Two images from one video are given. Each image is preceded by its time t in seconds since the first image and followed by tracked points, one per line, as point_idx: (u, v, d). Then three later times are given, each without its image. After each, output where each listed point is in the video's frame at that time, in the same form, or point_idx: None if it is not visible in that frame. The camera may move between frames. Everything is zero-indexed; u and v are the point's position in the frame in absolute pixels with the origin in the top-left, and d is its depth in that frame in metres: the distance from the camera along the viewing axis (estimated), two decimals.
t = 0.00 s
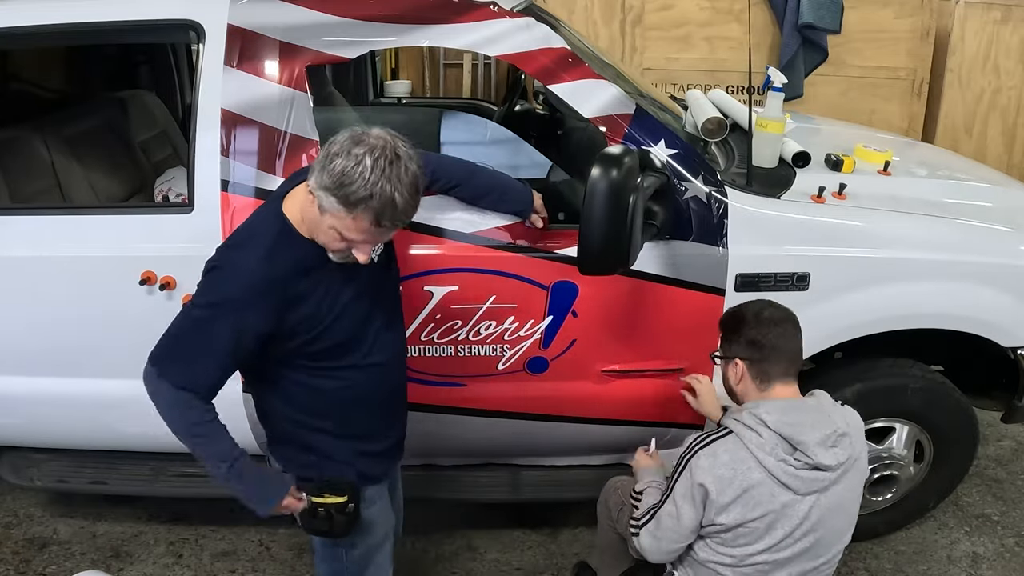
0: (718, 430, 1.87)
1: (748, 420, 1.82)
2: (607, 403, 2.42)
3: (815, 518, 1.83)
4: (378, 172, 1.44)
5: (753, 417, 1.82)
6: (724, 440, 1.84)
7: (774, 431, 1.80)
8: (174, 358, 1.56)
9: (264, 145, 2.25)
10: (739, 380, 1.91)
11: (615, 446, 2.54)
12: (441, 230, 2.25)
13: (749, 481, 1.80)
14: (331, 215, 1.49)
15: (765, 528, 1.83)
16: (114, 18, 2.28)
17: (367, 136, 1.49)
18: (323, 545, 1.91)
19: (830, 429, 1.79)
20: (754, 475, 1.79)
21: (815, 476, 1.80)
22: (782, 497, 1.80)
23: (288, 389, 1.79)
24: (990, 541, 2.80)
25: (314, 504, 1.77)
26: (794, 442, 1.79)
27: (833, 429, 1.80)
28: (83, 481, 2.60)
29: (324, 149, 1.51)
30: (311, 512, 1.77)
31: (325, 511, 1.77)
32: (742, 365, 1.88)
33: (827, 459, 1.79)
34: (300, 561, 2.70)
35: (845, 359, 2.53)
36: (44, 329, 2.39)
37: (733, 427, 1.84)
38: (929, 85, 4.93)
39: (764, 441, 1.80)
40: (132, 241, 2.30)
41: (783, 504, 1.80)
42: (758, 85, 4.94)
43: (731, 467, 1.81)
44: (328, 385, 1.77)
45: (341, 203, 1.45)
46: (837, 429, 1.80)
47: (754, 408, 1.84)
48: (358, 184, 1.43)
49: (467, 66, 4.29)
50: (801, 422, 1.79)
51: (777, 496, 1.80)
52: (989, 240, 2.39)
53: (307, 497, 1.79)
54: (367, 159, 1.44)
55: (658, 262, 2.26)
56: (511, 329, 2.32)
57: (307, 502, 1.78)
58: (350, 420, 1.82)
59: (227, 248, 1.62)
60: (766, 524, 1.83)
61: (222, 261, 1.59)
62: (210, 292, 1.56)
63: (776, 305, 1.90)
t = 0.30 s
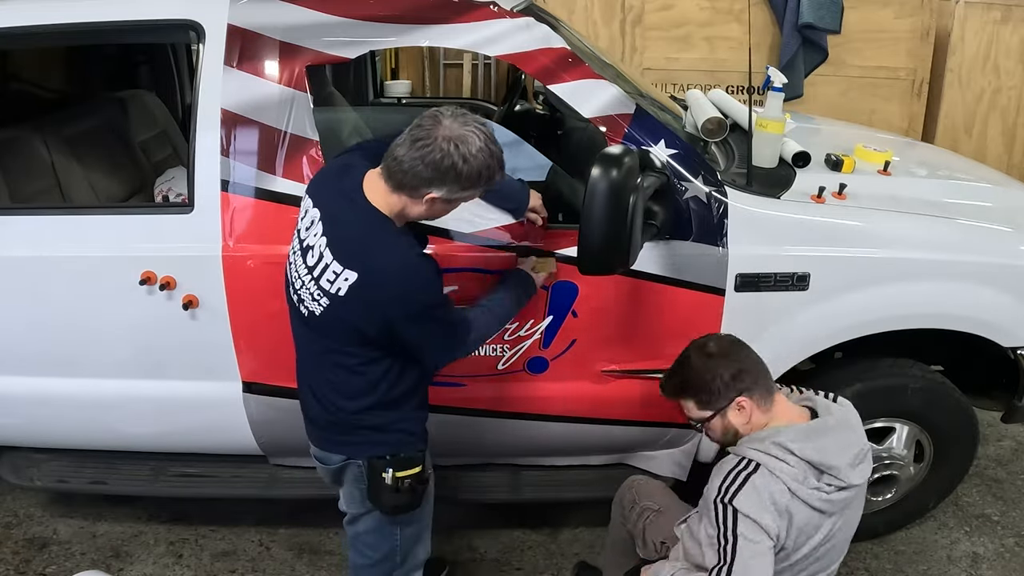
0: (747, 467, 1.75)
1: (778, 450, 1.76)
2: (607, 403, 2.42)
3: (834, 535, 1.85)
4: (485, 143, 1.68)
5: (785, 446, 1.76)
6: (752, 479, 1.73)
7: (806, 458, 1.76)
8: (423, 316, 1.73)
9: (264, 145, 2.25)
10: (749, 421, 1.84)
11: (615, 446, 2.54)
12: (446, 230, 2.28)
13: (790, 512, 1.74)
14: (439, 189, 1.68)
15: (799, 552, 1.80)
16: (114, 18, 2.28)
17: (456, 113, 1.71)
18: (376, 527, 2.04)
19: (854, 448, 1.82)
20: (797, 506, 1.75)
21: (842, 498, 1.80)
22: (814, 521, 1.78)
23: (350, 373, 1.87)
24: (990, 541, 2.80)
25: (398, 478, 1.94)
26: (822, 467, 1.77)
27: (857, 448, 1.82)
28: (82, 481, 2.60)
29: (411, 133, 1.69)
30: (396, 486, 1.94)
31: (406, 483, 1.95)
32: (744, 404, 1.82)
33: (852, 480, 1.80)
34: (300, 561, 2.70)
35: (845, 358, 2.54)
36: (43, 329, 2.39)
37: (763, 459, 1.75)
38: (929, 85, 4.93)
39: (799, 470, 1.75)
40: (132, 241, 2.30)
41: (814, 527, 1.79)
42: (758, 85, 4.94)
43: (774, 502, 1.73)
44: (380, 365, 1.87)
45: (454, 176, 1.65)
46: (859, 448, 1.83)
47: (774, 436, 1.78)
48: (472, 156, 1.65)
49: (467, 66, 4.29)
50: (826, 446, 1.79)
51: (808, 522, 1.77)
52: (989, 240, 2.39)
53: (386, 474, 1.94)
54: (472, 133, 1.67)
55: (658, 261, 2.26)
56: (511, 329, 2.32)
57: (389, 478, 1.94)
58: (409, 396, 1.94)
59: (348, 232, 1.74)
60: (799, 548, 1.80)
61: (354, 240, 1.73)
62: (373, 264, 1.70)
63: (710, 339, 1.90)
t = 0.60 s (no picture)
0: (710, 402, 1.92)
1: (739, 392, 1.87)
2: (607, 403, 2.42)
3: (801, 494, 1.80)
4: (481, 135, 1.71)
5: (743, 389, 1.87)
6: (713, 406, 1.90)
7: (761, 400, 1.83)
8: (414, 310, 1.72)
9: (264, 145, 2.25)
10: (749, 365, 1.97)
11: (615, 446, 2.54)
12: (441, 230, 2.28)
13: (730, 443, 1.83)
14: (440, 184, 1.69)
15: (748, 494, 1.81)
16: (114, 18, 2.28)
17: (446, 107, 1.72)
18: (374, 527, 2.04)
19: (817, 403, 1.81)
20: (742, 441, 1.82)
21: (800, 447, 1.79)
22: (765, 461, 1.80)
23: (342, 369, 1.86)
24: (990, 541, 2.80)
25: (394, 477, 1.94)
26: (780, 412, 1.80)
27: (821, 404, 1.81)
28: (82, 481, 2.60)
29: (406, 130, 1.68)
30: (394, 484, 1.94)
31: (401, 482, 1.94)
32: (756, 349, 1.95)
33: (811, 432, 1.79)
34: (300, 561, 2.70)
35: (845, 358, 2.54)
36: (43, 329, 2.39)
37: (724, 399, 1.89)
38: (929, 85, 4.93)
39: (752, 411, 1.82)
40: (133, 241, 2.30)
41: (762, 469, 1.80)
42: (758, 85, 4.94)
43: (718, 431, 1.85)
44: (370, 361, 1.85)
45: (455, 168, 1.67)
46: (823, 403, 1.81)
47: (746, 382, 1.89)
48: (472, 149, 1.68)
49: (467, 66, 4.29)
50: (787, 393, 1.82)
51: (760, 461, 1.80)
52: (989, 240, 2.39)
53: (383, 472, 1.94)
54: (468, 127, 1.69)
55: (658, 261, 2.26)
56: (511, 329, 2.32)
57: (387, 477, 1.93)
58: (402, 394, 1.95)
59: (341, 229, 1.73)
60: (750, 492, 1.80)
61: (347, 236, 1.72)
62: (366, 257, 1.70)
63: (803, 310, 1.97)
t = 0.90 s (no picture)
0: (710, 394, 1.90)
1: (741, 385, 1.86)
2: (607, 402, 2.42)
3: (800, 490, 1.81)
4: (554, 105, 1.64)
5: (744, 381, 1.86)
6: (713, 398, 1.88)
7: (762, 394, 1.82)
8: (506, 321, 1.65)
9: (264, 145, 2.25)
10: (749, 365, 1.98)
11: (614, 446, 2.54)
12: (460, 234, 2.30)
13: (732, 438, 1.82)
14: (507, 139, 1.59)
15: (748, 490, 1.81)
16: (114, 18, 2.28)
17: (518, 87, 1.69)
18: (470, 528, 1.92)
19: (817, 398, 1.82)
20: (742, 436, 1.81)
21: (799, 443, 1.79)
22: (767, 457, 1.80)
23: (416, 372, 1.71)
24: (990, 541, 2.80)
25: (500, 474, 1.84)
26: (784, 408, 1.79)
27: (820, 400, 1.82)
28: (82, 481, 2.59)
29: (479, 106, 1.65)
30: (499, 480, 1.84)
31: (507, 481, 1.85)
32: (755, 348, 1.96)
33: (811, 427, 1.79)
34: (300, 561, 2.70)
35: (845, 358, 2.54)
36: (43, 329, 2.39)
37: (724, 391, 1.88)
38: (929, 85, 4.93)
39: (753, 406, 1.82)
40: (133, 241, 2.30)
41: (763, 464, 1.80)
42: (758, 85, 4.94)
43: (719, 426, 1.83)
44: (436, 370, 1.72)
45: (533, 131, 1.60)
46: (823, 399, 1.82)
47: (748, 377, 1.87)
48: (544, 113, 1.61)
49: (466, 66, 4.29)
50: (792, 389, 1.81)
51: (761, 457, 1.80)
52: (989, 240, 2.39)
53: (499, 472, 1.83)
54: (544, 96, 1.65)
55: (658, 262, 2.26)
56: (511, 330, 2.31)
57: (503, 475, 1.83)
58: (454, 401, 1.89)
59: (431, 214, 1.60)
60: (752, 488, 1.80)
61: (439, 219, 1.58)
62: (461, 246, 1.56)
63: (805, 313, 1.98)
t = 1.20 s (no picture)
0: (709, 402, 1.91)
1: (740, 393, 1.87)
2: (607, 402, 2.43)
3: (803, 496, 1.81)
4: (574, 97, 1.70)
5: (744, 389, 1.86)
6: (712, 406, 1.88)
7: (763, 401, 1.83)
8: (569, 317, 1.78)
9: (264, 145, 2.25)
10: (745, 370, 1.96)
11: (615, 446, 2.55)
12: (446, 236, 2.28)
13: (733, 447, 1.82)
14: (554, 144, 1.66)
15: (751, 498, 1.81)
16: (115, 18, 2.28)
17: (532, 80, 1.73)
18: (514, 509, 1.98)
19: (818, 404, 1.81)
20: (743, 444, 1.81)
21: (801, 449, 1.80)
22: (769, 464, 1.80)
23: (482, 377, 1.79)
24: (990, 541, 2.80)
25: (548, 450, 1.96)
26: (785, 415, 1.80)
27: (820, 405, 1.81)
28: (82, 481, 2.59)
29: (506, 108, 1.69)
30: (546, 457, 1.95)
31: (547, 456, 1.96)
32: (749, 353, 1.95)
33: (813, 433, 1.79)
34: (300, 561, 2.70)
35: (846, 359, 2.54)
36: (43, 329, 2.39)
37: (723, 399, 1.88)
38: (929, 85, 4.93)
39: (754, 413, 1.82)
40: (133, 241, 2.31)
41: (765, 471, 1.80)
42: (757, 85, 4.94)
43: (720, 435, 1.83)
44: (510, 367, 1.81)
45: (565, 132, 1.66)
46: (824, 405, 1.82)
47: (747, 383, 1.88)
48: (572, 111, 1.67)
49: (467, 66, 4.30)
50: (793, 396, 1.82)
51: (762, 465, 1.80)
52: (989, 240, 2.39)
53: (539, 449, 1.94)
54: (563, 89, 1.71)
55: (657, 261, 2.26)
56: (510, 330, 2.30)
57: (542, 452, 1.94)
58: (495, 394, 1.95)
59: (488, 233, 1.66)
60: (755, 496, 1.80)
61: (499, 235, 1.65)
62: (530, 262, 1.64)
63: (792, 308, 1.97)
